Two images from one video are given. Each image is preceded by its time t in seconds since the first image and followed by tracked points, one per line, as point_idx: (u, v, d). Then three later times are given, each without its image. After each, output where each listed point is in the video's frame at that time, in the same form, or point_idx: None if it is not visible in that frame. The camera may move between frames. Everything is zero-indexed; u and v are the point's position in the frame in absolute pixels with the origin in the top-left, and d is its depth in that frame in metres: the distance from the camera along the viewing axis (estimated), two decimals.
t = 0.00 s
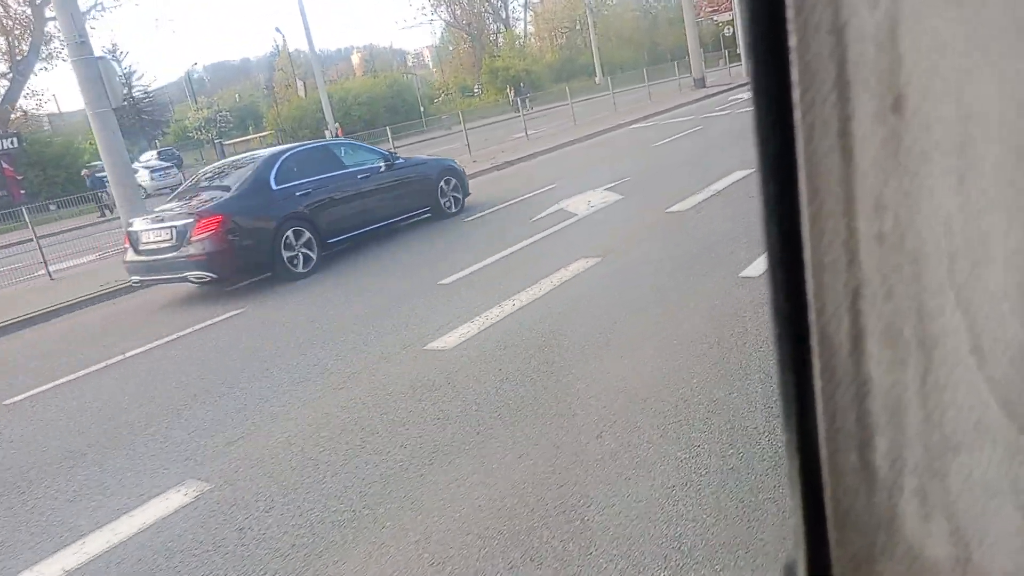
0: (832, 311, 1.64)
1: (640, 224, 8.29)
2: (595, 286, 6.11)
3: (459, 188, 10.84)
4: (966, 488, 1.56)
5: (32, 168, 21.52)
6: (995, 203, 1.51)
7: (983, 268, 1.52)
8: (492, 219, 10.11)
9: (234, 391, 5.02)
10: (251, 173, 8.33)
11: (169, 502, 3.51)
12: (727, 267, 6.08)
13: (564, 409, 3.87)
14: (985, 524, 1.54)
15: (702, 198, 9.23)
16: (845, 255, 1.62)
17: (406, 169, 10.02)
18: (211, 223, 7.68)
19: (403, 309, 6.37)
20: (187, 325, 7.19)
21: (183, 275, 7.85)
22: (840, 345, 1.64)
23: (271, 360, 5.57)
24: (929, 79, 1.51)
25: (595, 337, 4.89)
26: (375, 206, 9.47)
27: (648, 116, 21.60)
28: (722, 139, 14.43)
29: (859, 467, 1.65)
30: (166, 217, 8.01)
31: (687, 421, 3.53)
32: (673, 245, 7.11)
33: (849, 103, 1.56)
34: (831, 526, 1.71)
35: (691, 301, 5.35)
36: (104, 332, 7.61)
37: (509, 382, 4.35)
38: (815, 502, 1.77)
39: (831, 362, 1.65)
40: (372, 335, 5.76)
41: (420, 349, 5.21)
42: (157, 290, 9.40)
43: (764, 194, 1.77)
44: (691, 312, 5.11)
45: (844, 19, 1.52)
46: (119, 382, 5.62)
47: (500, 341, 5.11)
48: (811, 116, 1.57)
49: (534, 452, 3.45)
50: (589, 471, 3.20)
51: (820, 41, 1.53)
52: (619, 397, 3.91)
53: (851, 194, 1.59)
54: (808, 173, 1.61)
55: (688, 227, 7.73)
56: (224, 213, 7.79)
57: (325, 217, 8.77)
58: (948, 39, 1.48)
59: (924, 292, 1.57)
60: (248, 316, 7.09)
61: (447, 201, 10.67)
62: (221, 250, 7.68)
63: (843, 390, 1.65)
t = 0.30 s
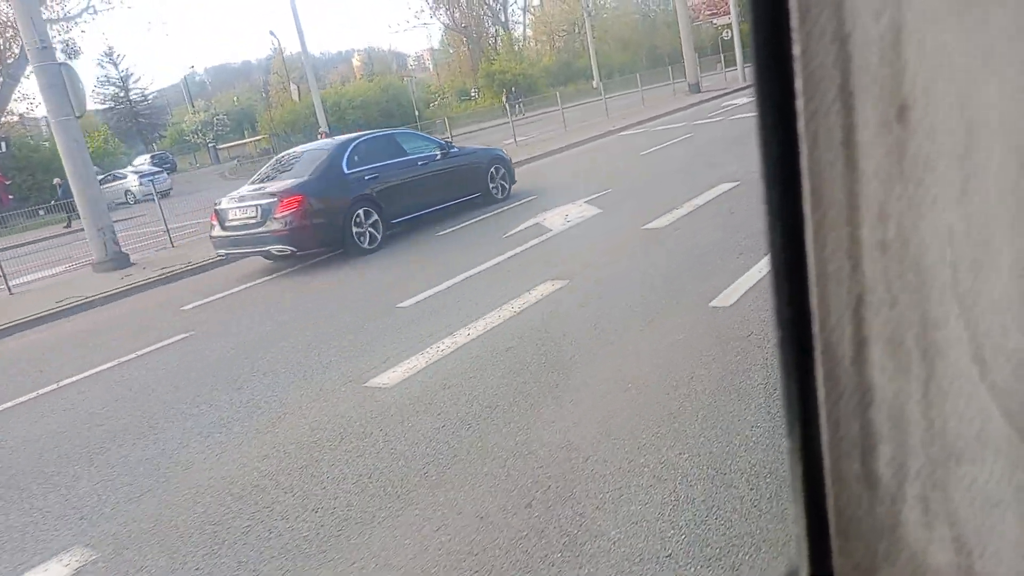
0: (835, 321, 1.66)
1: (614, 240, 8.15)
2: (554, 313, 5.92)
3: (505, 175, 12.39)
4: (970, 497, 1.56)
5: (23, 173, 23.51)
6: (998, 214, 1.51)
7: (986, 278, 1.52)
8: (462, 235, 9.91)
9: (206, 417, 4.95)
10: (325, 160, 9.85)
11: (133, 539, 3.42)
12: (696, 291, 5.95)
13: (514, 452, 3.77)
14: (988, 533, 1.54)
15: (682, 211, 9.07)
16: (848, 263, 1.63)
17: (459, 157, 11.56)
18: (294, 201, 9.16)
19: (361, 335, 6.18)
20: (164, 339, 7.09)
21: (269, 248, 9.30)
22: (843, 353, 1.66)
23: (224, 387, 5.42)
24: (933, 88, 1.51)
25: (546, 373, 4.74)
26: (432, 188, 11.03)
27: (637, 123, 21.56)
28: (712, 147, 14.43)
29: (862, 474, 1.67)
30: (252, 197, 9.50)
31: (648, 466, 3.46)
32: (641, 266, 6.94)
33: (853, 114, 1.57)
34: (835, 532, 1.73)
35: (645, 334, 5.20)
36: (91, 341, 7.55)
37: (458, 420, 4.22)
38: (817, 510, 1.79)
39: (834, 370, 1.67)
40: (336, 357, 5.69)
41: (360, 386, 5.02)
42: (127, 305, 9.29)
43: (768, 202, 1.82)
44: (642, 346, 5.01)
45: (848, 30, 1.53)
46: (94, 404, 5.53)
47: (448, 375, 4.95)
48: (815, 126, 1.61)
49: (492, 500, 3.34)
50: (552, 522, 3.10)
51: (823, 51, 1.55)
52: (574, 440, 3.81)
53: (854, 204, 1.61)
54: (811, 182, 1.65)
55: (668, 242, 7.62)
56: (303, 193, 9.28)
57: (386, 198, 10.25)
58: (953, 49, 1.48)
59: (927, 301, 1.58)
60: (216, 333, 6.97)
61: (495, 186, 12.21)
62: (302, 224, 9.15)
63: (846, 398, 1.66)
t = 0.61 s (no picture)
0: (843, 318, 1.66)
1: (591, 253, 7.84)
2: (516, 336, 5.56)
3: (546, 162, 13.19)
4: (977, 496, 1.55)
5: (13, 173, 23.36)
6: (1006, 212, 1.50)
7: (993, 276, 1.51)
8: (434, 246, 9.54)
9: (172, 429, 4.82)
10: (383, 143, 10.62)
11: (101, 555, 3.35)
12: (671, 312, 5.61)
13: (443, 509, 3.30)
14: (997, 532, 1.53)
15: (665, 222, 8.79)
16: (855, 261, 1.63)
17: (504, 143, 12.36)
18: (357, 183, 9.96)
19: (322, 351, 5.93)
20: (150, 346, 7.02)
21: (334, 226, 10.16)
22: (850, 352, 1.65)
23: (172, 409, 5.21)
24: (940, 86, 1.51)
25: (495, 411, 4.28)
26: (479, 173, 11.82)
27: (632, 126, 21.46)
28: (706, 151, 14.42)
29: (868, 471, 1.66)
30: (318, 179, 10.35)
31: (589, 528, 2.99)
32: (615, 284, 6.62)
33: (860, 112, 1.57)
34: (840, 529, 1.72)
35: (606, 364, 4.77)
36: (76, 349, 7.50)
37: (392, 466, 3.78)
38: (824, 511, 1.78)
39: (841, 366, 1.67)
40: (300, 371, 5.55)
41: (296, 418, 4.65)
42: (97, 314, 9.19)
43: (777, 202, 1.83)
44: (605, 378, 4.54)
45: (855, 28, 1.54)
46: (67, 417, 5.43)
47: (390, 409, 4.53)
48: (822, 126, 1.61)
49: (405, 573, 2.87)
50: None
51: (830, 48, 1.56)
52: (514, 494, 3.34)
53: (861, 202, 1.61)
54: (818, 180, 1.65)
55: (649, 256, 7.37)
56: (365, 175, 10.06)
57: (437, 180, 10.98)
58: (963, 48, 1.48)
59: (934, 300, 1.57)
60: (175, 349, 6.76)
61: (536, 173, 13.03)
62: (364, 205, 9.94)
63: (853, 396, 1.66)
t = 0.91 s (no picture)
0: (847, 310, 1.63)
1: (566, 263, 7.66)
2: (473, 358, 5.45)
3: (573, 147, 14.70)
4: (982, 489, 1.55)
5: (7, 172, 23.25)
6: (1012, 201, 1.51)
7: (1001, 267, 1.51)
8: (407, 254, 9.40)
9: (145, 450, 4.79)
10: (429, 128, 12.09)
11: None
12: (637, 334, 5.45)
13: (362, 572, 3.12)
14: (1003, 526, 1.53)
15: (647, 228, 8.60)
16: (860, 254, 1.60)
17: (535, 129, 13.84)
18: (405, 165, 11.35)
19: (271, 373, 5.84)
20: (132, 356, 6.97)
21: (384, 203, 11.57)
22: (854, 346, 1.63)
23: (128, 433, 5.14)
24: (949, 74, 1.50)
25: (439, 450, 4.14)
26: (513, 155, 13.33)
27: (626, 121, 21.41)
28: (701, 147, 14.40)
29: (872, 466, 1.63)
30: (369, 161, 11.78)
31: None
32: (585, 299, 6.45)
33: (867, 102, 1.55)
34: (844, 525, 1.70)
35: (563, 395, 4.60)
36: (61, 357, 7.46)
37: (319, 514, 3.65)
38: (827, 506, 1.76)
39: (845, 360, 1.64)
40: (248, 396, 5.43)
41: (234, 450, 4.57)
42: (59, 325, 9.12)
43: (779, 190, 1.78)
44: (559, 412, 4.38)
45: (860, 16, 1.50)
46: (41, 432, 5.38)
47: (331, 444, 4.43)
48: (827, 115, 1.57)
49: None
50: None
51: (835, 36, 1.51)
52: (440, 554, 3.17)
53: (866, 192, 1.58)
54: (823, 170, 1.62)
55: (626, 268, 7.19)
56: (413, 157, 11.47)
57: (477, 161, 12.50)
58: (969, 36, 1.49)
59: (941, 291, 1.55)
60: (146, 362, 6.69)
61: (564, 157, 14.55)
62: (412, 183, 11.34)
63: (857, 391, 1.63)
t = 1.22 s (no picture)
0: (842, 318, 1.63)
1: (537, 279, 7.12)
2: (426, 388, 4.85)
3: (591, 144, 15.44)
4: (977, 497, 1.56)
5: None
6: (1006, 209, 1.51)
7: (995, 276, 1.51)
8: (376, 265, 9.02)
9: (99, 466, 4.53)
10: (458, 124, 12.71)
11: None
12: (604, 363, 4.85)
13: None
14: (996, 534, 1.55)
15: (621, 243, 8.08)
16: (855, 261, 1.61)
17: (556, 125, 14.55)
18: (435, 159, 11.92)
19: (216, 402, 5.24)
20: (105, 363, 6.86)
21: (414, 195, 12.18)
22: (850, 354, 1.63)
23: (86, 447, 4.80)
24: (942, 84, 1.51)
25: (388, 478, 3.75)
26: (537, 151, 14.00)
27: (616, 128, 21.39)
28: (690, 156, 14.38)
29: (868, 473, 1.64)
30: (399, 156, 12.36)
31: None
32: (555, 319, 5.87)
33: (862, 112, 1.56)
34: (840, 532, 1.70)
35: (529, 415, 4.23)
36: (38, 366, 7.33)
37: (248, 550, 3.26)
38: (823, 513, 1.76)
39: (840, 368, 1.65)
40: (212, 401, 5.29)
41: (159, 493, 3.99)
42: (30, 334, 8.92)
43: (777, 197, 1.79)
44: (511, 452, 3.81)
45: (855, 27, 1.52)
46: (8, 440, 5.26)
47: (261, 487, 3.85)
48: (823, 123, 1.59)
49: None
50: None
51: (831, 46, 1.53)
52: None
53: (862, 200, 1.59)
54: (820, 178, 1.63)
55: (599, 285, 6.62)
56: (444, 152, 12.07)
57: (503, 156, 13.14)
58: (963, 47, 1.49)
59: (935, 300, 1.56)
60: (114, 371, 6.43)
61: (584, 152, 15.28)
62: (441, 177, 11.91)
63: (852, 398, 1.63)
